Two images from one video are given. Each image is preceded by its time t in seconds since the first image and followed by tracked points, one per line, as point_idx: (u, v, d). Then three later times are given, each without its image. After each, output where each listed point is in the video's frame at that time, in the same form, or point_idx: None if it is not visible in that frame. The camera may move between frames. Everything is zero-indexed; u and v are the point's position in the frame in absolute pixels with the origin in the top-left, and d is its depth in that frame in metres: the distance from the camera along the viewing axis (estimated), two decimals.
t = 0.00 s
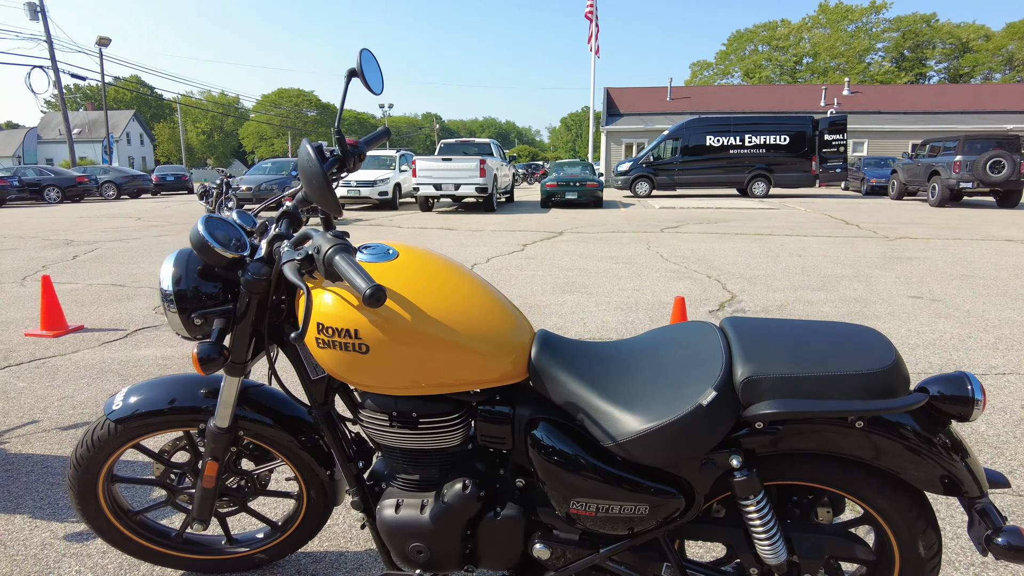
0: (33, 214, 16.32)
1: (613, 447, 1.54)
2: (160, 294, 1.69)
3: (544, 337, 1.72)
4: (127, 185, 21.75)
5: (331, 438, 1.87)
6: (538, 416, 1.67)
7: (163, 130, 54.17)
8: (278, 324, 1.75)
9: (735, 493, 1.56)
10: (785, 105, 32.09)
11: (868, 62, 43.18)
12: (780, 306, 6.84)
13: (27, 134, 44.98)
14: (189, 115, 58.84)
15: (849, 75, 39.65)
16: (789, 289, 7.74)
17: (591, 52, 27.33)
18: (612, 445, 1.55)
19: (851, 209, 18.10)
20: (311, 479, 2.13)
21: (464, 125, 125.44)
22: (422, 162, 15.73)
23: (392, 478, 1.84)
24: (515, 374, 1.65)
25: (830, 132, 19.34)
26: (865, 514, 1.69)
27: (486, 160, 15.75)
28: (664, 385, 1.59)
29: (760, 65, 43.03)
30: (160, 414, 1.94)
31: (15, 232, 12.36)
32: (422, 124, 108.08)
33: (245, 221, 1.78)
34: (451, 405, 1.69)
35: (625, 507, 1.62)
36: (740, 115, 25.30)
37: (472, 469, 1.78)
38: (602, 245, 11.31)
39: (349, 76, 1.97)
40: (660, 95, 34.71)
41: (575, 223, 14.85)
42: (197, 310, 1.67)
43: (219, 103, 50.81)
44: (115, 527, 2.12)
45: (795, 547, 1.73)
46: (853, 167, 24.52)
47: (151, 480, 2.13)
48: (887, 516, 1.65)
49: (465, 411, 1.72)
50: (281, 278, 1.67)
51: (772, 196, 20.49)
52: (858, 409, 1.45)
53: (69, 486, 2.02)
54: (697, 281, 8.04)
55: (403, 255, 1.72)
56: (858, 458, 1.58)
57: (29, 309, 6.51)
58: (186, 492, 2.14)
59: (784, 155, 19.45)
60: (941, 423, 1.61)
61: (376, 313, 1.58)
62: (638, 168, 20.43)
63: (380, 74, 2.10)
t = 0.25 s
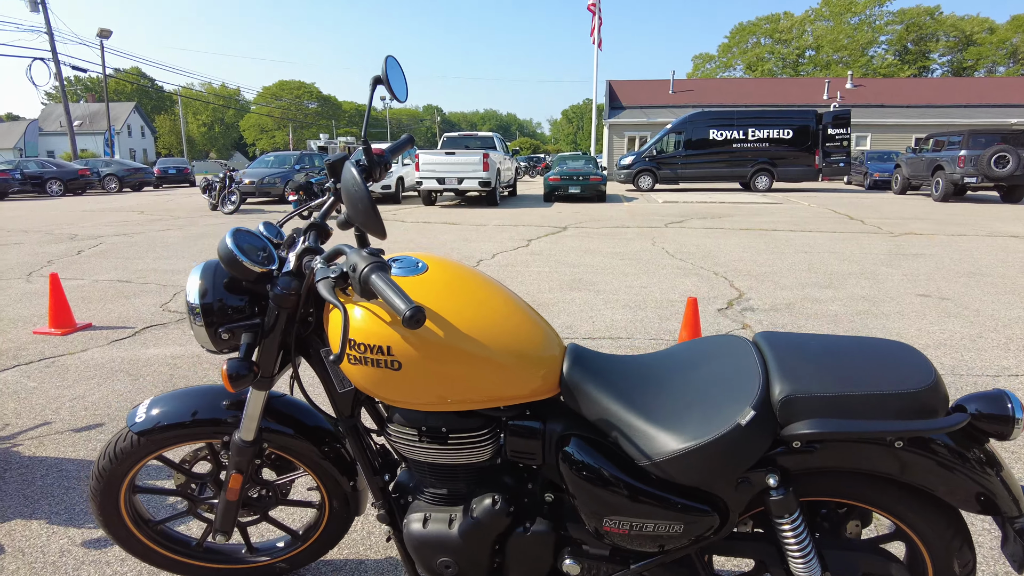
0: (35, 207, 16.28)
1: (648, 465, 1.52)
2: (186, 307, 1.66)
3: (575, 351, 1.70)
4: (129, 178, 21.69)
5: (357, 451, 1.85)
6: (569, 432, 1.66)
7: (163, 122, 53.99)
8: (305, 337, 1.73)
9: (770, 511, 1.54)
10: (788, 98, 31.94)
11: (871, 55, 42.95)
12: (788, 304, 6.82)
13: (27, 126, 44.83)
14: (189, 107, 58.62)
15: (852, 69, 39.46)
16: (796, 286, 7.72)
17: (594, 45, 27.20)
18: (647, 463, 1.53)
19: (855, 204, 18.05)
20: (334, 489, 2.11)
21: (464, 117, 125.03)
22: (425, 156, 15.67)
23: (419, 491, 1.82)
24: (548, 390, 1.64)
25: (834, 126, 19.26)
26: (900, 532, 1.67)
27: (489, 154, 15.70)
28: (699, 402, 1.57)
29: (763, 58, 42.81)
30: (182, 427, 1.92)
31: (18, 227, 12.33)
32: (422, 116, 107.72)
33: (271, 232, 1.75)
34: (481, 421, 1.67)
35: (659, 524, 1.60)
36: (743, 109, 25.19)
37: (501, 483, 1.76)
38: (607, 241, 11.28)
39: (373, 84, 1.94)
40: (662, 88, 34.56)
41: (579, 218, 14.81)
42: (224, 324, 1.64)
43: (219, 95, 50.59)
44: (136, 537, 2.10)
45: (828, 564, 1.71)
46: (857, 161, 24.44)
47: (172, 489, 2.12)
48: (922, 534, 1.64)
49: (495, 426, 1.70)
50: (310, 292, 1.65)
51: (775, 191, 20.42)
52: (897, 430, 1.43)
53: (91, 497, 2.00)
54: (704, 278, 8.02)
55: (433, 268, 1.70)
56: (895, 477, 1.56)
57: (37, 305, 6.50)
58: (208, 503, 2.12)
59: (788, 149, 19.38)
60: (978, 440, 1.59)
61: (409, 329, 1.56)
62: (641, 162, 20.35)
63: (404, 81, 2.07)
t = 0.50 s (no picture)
0: (38, 203, 16.21)
1: (705, 490, 1.44)
2: (210, 320, 1.57)
3: (622, 366, 1.62)
4: (132, 174, 21.63)
5: (388, 468, 1.77)
6: (615, 453, 1.57)
7: (165, 118, 53.90)
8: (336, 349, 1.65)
9: (831, 537, 1.45)
10: (793, 94, 31.77)
11: (876, 51, 42.72)
12: (804, 304, 6.73)
13: (29, 122, 44.77)
14: (191, 103, 58.54)
15: (856, 64, 39.25)
16: (810, 286, 7.63)
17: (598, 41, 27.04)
18: (703, 487, 1.45)
19: (862, 202, 17.92)
20: (360, 505, 2.03)
21: (467, 113, 124.94)
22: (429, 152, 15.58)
23: (453, 510, 1.74)
24: (594, 409, 1.55)
25: (840, 122, 19.13)
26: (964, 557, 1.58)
27: (494, 151, 15.60)
28: (756, 424, 1.49)
29: (767, 54, 42.57)
30: (201, 443, 1.83)
31: (22, 224, 12.27)
32: (424, 112, 107.47)
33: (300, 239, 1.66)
34: (521, 441, 1.58)
35: (713, 551, 1.52)
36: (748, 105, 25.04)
37: (540, 504, 1.67)
38: (615, 239, 11.18)
39: (403, 84, 1.84)
40: (666, 83, 34.39)
41: (585, 215, 14.70)
42: (251, 338, 1.55)
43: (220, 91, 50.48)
44: (153, 554, 2.01)
45: None
46: (862, 157, 24.30)
47: (191, 506, 2.03)
48: (989, 560, 1.54)
49: (536, 444, 1.61)
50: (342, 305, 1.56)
51: (781, 188, 20.31)
52: (968, 455, 1.35)
53: (107, 514, 1.92)
54: (716, 277, 7.93)
55: (470, 279, 1.62)
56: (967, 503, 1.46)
57: (42, 305, 6.43)
58: (228, 519, 2.03)
59: (793, 146, 19.25)
60: None
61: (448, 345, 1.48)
62: (646, 159, 20.21)
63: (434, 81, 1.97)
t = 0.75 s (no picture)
0: (42, 200, 16.10)
1: (787, 507, 1.32)
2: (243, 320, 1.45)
3: (690, 371, 1.50)
4: (136, 171, 21.51)
5: (431, 479, 1.64)
6: (684, 466, 1.45)
7: (167, 115, 53.79)
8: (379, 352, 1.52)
9: (927, 561, 1.33)
10: (799, 92, 31.58)
11: (882, 48, 42.47)
12: (823, 303, 6.60)
13: (32, 119, 44.69)
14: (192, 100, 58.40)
15: (862, 62, 39.03)
16: (828, 284, 7.49)
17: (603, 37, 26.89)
18: (785, 504, 1.33)
19: (871, 199, 17.76)
20: (394, 517, 1.90)
21: (469, 111, 124.68)
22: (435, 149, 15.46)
23: (500, 525, 1.61)
24: (662, 417, 1.43)
25: (848, 120, 18.97)
26: None
27: (500, 147, 15.47)
28: (842, 433, 1.36)
29: (771, 52, 42.36)
30: (227, 453, 1.70)
31: (26, 221, 12.16)
32: (426, 110, 107.25)
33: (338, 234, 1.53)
34: (581, 452, 1.46)
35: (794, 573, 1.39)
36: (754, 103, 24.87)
37: (598, 519, 1.54)
38: (625, 236, 11.04)
39: (446, 68, 1.72)
40: (671, 81, 34.20)
41: (592, 212, 14.57)
42: (289, 340, 1.43)
43: (223, 88, 50.33)
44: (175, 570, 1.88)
45: None
46: (869, 155, 24.12)
47: (214, 518, 1.90)
48: None
49: (596, 456, 1.48)
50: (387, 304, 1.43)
51: (788, 185, 20.15)
52: None
53: (126, 529, 1.78)
54: (731, 275, 7.80)
55: (525, 276, 1.49)
56: None
57: (48, 302, 6.31)
58: (254, 532, 1.90)
59: (800, 143, 19.10)
60: None
61: (506, 349, 1.35)
62: (652, 156, 20.06)
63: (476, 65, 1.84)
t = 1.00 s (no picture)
0: (44, 199, 15.94)
1: (906, 559, 1.15)
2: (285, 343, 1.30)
3: (782, 403, 1.38)
4: (137, 169, 21.36)
5: (486, 516, 1.49)
6: (777, 507, 1.31)
7: (168, 113, 53.62)
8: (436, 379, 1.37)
9: None
10: (803, 91, 31.39)
11: (885, 47, 42.25)
12: (846, 307, 6.45)
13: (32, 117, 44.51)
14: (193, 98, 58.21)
15: (866, 61, 38.82)
16: (847, 287, 7.33)
17: (607, 36, 26.72)
18: (901, 554, 1.16)
19: (880, 199, 17.60)
20: (439, 551, 1.74)
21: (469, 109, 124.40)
22: (439, 148, 15.30)
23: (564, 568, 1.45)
24: (752, 453, 1.30)
25: (855, 119, 18.82)
26: None
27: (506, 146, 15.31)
28: (962, 473, 1.21)
29: (775, 51, 42.14)
30: (259, 487, 1.55)
31: (28, 220, 12.01)
32: (427, 109, 107.02)
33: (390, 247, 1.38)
34: (661, 493, 1.32)
35: None
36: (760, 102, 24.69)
37: (675, 562, 1.39)
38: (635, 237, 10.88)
39: (500, 61, 1.56)
40: (674, 79, 34.02)
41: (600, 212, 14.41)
42: (338, 367, 1.27)
43: (223, 87, 50.14)
44: None
45: None
46: (876, 154, 23.95)
47: (242, 553, 1.74)
48: None
49: (676, 496, 1.34)
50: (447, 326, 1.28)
51: (795, 185, 19.99)
52: None
53: (149, 567, 1.62)
54: (748, 278, 7.65)
55: (603, 298, 1.37)
56: None
57: (52, 305, 6.16)
58: (286, 569, 1.74)
59: (806, 143, 18.93)
60: None
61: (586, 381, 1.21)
62: (657, 155, 19.88)
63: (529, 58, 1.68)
